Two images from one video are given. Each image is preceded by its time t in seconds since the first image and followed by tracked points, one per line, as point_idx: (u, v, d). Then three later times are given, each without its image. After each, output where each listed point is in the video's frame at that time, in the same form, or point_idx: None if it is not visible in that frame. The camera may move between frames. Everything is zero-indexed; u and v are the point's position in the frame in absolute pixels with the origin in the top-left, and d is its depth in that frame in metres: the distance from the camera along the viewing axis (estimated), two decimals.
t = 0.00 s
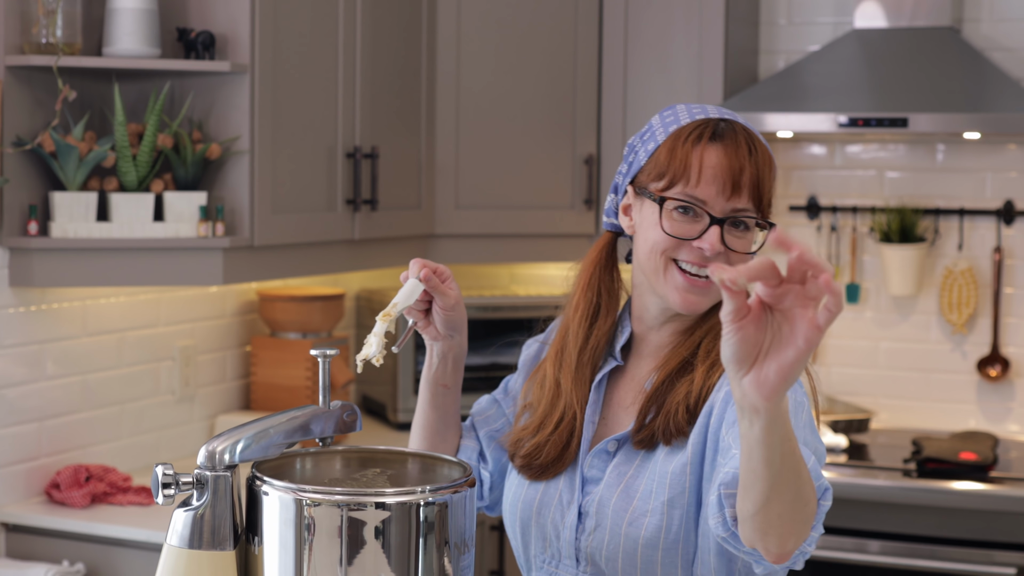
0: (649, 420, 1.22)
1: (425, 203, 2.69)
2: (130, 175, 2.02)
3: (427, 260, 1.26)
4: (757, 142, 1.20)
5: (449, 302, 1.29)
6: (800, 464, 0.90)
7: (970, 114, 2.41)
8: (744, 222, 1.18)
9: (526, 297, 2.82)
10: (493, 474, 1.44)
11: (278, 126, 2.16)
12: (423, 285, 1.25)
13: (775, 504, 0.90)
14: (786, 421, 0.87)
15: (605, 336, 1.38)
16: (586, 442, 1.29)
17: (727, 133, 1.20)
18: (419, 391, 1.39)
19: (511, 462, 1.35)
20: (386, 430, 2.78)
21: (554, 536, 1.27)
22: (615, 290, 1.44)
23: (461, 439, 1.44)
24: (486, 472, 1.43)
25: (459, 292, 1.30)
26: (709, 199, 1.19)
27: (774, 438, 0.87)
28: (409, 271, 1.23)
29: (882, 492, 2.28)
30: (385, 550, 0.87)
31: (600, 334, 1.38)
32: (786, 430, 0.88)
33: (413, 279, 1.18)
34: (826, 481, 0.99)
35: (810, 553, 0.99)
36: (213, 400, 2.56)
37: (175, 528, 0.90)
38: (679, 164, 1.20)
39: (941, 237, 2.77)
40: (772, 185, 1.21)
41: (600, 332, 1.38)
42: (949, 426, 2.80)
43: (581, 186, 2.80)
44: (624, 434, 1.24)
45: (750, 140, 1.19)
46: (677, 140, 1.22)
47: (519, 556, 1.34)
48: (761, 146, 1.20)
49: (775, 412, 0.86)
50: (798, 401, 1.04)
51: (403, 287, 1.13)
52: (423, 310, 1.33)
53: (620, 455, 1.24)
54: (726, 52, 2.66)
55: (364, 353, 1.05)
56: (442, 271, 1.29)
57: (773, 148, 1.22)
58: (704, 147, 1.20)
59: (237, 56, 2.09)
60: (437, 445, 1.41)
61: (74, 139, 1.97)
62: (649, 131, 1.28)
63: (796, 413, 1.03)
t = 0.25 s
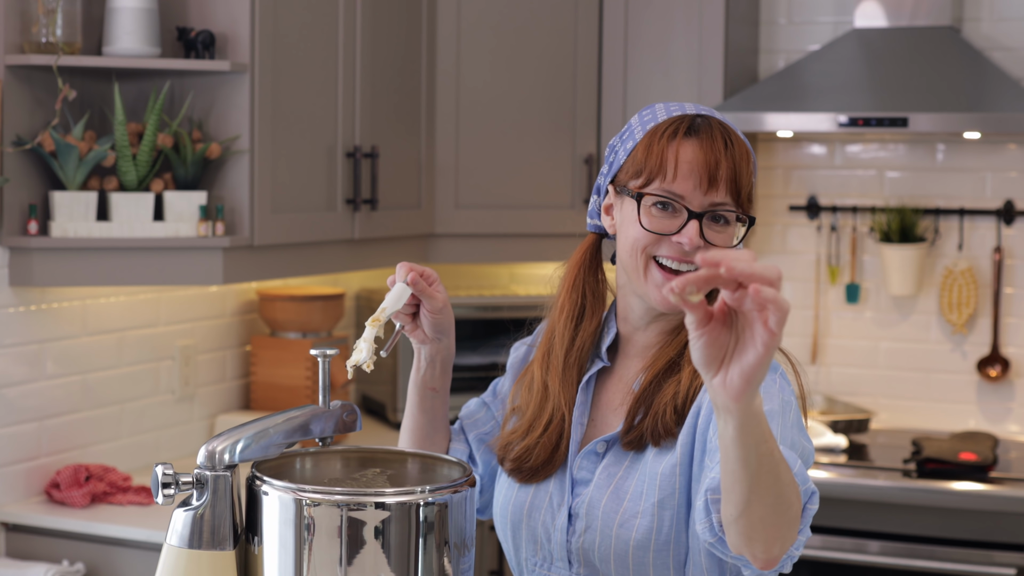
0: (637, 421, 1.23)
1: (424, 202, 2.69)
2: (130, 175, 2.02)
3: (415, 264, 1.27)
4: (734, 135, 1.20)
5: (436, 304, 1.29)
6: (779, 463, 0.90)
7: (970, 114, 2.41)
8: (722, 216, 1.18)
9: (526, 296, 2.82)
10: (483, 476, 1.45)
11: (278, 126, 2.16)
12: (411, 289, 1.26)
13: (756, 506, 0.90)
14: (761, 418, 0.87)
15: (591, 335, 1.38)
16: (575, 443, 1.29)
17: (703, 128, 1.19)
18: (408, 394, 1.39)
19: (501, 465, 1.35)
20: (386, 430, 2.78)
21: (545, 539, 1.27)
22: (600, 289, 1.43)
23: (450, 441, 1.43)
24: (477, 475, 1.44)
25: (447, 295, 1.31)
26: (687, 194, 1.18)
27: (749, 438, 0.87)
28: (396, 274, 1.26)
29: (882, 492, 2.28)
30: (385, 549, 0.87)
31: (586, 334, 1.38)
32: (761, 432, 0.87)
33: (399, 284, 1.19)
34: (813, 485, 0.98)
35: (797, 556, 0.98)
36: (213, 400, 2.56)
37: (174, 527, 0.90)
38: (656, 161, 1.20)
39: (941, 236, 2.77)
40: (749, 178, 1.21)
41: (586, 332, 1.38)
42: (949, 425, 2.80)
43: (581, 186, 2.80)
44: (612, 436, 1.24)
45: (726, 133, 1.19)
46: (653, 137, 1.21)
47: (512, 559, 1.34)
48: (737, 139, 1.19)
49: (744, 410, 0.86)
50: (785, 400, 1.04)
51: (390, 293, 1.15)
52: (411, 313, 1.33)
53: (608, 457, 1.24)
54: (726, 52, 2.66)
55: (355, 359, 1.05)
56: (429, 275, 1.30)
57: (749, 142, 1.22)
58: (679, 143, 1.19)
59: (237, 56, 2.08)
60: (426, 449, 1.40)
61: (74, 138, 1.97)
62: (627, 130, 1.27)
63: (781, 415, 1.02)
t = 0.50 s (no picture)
0: (641, 424, 1.22)
1: (425, 203, 2.69)
2: (131, 175, 2.02)
3: (415, 269, 1.28)
4: (723, 128, 1.19)
5: (437, 309, 1.29)
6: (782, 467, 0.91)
7: (970, 115, 2.41)
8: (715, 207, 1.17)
9: (526, 297, 2.82)
10: (488, 481, 1.44)
11: (279, 126, 2.16)
12: (411, 293, 1.27)
13: (755, 520, 0.91)
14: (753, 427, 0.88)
15: (591, 338, 1.38)
16: (577, 447, 1.29)
17: (692, 122, 1.20)
18: (411, 399, 1.40)
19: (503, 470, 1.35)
20: (386, 431, 2.78)
21: (547, 540, 1.27)
22: (600, 292, 1.43)
23: (455, 449, 1.45)
24: (481, 479, 1.44)
25: (448, 299, 1.30)
26: (677, 185, 1.18)
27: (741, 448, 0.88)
28: (396, 278, 1.26)
29: (882, 493, 2.28)
30: (386, 550, 0.87)
31: (586, 337, 1.38)
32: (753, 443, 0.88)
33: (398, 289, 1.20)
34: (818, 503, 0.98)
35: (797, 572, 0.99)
36: (214, 400, 2.56)
37: (175, 528, 0.91)
38: (645, 155, 1.20)
39: (941, 238, 2.77)
40: (742, 171, 1.19)
41: (586, 335, 1.38)
42: (949, 427, 2.80)
43: (582, 187, 2.80)
44: (615, 437, 1.24)
45: (715, 126, 1.19)
46: (643, 134, 1.22)
47: (514, 561, 1.34)
48: (727, 131, 1.19)
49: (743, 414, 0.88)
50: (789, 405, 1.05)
51: (392, 297, 1.16)
52: (413, 318, 1.33)
53: (610, 459, 1.24)
54: (727, 53, 2.66)
55: (353, 363, 1.06)
56: (430, 279, 1.30)
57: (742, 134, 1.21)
58: (668, 136, 1.19)
59: (238, 57, 2.09)
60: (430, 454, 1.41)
61: (75, 139, 1.98)
62: (621, 131, 1.28)
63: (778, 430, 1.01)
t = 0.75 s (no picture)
0: (657, 427, 1.23)
1: (425, 203, 2.69)
2: (132, 175, 2.02)
3: (421, 274, 1.28)
4: (690, 112, 1.26)
5: (444, 313, 1.29)
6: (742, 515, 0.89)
7: (970, 116, 2.41)
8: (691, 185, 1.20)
9: (527, 298, 2.82)
10: (497, 486, 1.44)
11: (279, 126, 2.16)
12: (418, 298, 1.27)
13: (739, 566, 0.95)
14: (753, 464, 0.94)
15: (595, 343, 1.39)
16: (586, 449, 1.29)
17: (659, 112, 1.26)
18: (419, 406, 1.39)
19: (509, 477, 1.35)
20: (387, 431, 2.79)
21: (557, 540, 1.27)
22: (602, 303, 1.45)
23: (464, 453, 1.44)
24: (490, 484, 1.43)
25: (454, 304, 1.31)
26: (651, 168, 1.23)
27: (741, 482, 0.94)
28: (402, 283, 1.27)
29: (883, 494, 2.28)
30: (387, 550, 0.87)
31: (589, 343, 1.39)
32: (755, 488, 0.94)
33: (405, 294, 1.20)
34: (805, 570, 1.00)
35: None
36: (215, 400, 2.56)
37: (175, 528, 0.91)
38: (619, 149, 1.26)
39: (941, 238, 2.77)
40: (716, 150, 1.24)
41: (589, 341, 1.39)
42: (949, 427, 2.80)
43: (582, 187, 2.80)
44: (626, 436, 1.24)
45: (683, 113, 1.26)
46: (616, 132, 1.29)
47: (522, 560, 1.34)
48: (694, 114, 1.25)
49: (700, 451, 0.85)
50: (807, 432, 1.12)
51: (397, 302, 1.16)
52: (419, 324, 1.33)
53: (622, 458, 1.24)
54: (728, 53, 2.66)
55: (361, 366, 1.06)
56: (436, 284, 1.31)
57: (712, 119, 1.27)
58: (637, 127, 1.26)
59: (238, 57, 2.09)
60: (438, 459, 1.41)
61: (76, 138, 1.98)
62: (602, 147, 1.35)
63: (784, 459, 1.07)
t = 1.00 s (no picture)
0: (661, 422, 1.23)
1: (427, 204, 2.69)
2: (134, 175, 2.02)
3: (423, 273, 1.27)
4: (689, 112, 1.25)
5: (446, 312, 1.29)
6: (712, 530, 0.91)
7: (972, 117, 2.40)
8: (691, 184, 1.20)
9: (528, 298, 2.82)
10: (500, 486, 1.43)
11: (281, 126, 2.16)
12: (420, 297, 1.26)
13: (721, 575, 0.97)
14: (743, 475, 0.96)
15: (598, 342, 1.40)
16: (588, 444, 1.29)
17: (658, 112, 1.26)
18: (423, 405, 1.39)
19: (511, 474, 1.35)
20: (388, 431, 2.78)
21: (558, 536, 1.27)
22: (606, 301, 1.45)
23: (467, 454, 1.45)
24: (493, 485, 1.43)
25: (456, 303, 1.30)
26: (652, 169, 1.23)
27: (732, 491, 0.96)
28: (405, 282, 1.25)
29: (884, 495, 2.27)
30: (389, 551, 0.87)
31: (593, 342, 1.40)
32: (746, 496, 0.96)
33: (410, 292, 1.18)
34: None
35: None
36: (216, 400, 2.56)
37: (178, 529, 0.91)
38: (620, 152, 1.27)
39: (943, 239, 2.77)
40: (715, 149, 1.24)
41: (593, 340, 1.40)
42: (951, 428, 2.79)
43: (583, 187, 2.80)
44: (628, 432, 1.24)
45: (681, 112, 1.25)
46: (616, 135, 1.29)
47: (524, 559, 1.34)
48: (692, 113, 1.25)
49: (665, 468, 0.88)
50: (809, 439, 1.12)
51: (399, 300, 1.16)
52: (422, 322, 1.33)
53: (623, 454, 1.24)
54: (729, 54, 2.66)
55: (360, 359, 1.06)
56: (439, 283, 1.29)
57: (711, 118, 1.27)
58: (637, 129, 1.26)
59: (240, 57, 2.09)
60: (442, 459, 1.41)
61: (78, 139, 1.98)
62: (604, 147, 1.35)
63: (783, 469, 1.07)
